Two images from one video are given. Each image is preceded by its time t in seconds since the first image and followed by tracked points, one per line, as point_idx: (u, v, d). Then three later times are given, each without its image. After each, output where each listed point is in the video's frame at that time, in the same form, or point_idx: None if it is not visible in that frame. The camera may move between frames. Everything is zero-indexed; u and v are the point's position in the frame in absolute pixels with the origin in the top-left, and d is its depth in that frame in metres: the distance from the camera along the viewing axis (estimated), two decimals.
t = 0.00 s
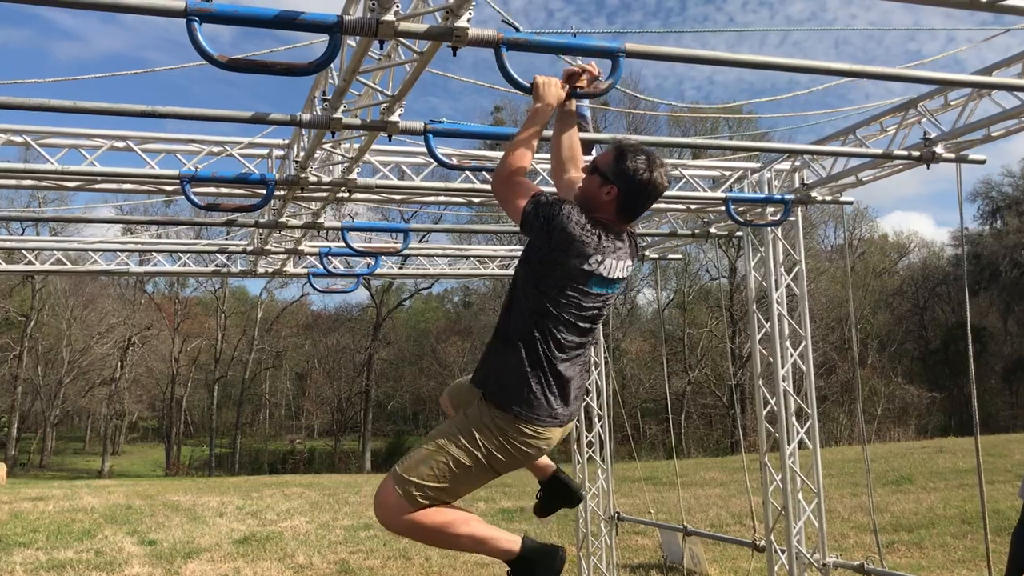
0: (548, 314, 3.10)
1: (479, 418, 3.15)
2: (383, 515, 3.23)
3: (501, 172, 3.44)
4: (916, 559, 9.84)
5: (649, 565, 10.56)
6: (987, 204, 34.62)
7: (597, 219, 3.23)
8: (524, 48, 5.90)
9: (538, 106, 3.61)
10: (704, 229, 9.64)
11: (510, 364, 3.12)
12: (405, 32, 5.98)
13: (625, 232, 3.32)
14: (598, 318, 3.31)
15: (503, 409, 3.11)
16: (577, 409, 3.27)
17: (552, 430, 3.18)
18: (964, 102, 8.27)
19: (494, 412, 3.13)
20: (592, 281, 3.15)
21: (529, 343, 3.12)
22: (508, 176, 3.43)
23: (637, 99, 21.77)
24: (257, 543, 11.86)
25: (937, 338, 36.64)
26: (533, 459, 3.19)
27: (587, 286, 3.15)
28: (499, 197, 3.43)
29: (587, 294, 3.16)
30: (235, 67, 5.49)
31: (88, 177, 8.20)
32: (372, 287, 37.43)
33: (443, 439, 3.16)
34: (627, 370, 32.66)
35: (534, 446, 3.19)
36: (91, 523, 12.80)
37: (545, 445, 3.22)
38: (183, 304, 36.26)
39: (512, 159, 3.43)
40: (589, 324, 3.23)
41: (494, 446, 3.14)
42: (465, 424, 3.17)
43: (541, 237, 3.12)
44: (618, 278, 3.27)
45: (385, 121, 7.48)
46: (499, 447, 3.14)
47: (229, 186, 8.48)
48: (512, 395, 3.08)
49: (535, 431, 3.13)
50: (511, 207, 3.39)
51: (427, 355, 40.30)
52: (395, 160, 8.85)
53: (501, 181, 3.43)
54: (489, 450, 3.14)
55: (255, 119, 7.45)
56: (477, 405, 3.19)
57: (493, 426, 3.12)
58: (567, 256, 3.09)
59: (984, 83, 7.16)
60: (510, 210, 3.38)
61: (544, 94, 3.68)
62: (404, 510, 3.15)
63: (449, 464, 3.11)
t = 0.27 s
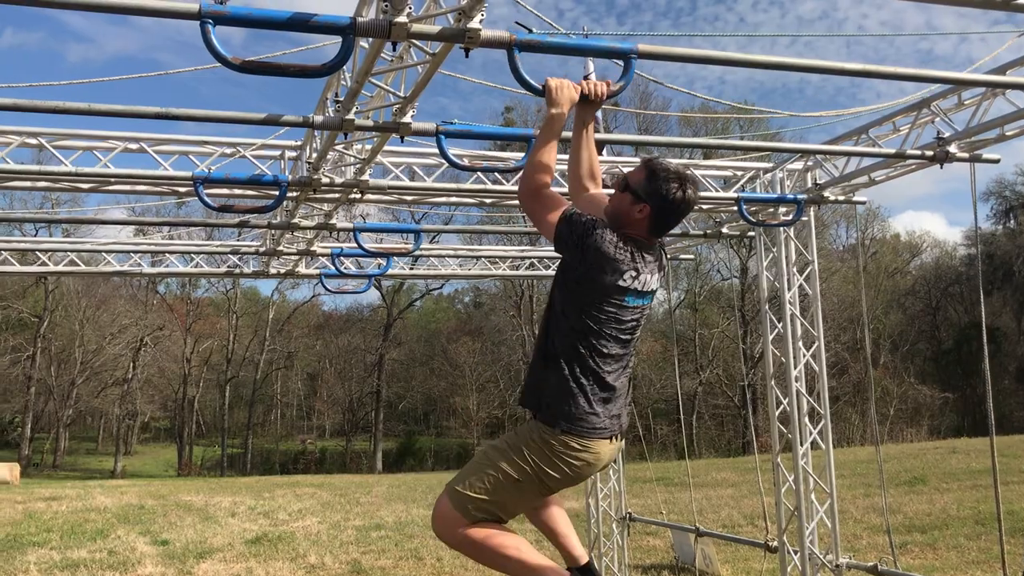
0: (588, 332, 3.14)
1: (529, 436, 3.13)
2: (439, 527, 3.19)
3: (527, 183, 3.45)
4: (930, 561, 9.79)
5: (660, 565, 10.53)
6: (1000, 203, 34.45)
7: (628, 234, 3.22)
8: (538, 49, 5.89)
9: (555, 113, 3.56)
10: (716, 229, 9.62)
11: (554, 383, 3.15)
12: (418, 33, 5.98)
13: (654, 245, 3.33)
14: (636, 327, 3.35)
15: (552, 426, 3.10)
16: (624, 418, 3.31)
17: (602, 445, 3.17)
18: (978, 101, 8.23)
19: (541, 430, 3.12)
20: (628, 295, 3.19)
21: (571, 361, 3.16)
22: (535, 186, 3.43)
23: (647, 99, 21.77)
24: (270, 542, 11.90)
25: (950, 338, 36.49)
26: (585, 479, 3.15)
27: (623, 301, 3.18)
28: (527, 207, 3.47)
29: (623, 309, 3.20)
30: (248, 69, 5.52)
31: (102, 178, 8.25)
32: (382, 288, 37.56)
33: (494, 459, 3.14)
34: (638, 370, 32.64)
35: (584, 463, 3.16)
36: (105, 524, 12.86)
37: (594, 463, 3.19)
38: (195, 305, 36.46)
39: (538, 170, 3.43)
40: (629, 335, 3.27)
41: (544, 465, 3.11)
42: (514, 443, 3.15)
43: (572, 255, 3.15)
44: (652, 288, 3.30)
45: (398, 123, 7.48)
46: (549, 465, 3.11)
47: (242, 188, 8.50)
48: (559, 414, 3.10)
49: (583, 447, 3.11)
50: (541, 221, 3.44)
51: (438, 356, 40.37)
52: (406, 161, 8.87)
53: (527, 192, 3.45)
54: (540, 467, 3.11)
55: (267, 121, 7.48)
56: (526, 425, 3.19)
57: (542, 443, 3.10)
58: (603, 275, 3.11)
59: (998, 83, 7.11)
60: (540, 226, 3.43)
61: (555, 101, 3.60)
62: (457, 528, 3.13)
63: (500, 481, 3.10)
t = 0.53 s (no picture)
0: (616, 324, 3.15)
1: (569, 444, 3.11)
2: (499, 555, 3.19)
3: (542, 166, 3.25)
4: (943, 562, 9.74)
5: (672, 566, 10.52)
6: (1013, 203, 34.27)
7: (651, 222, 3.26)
8: (551, 49, 5.89)
9: (567, 104, 3.57)
10: (728, 229, 9.61)
11: (582, 376, 3.15)
12: (431, 34, 6.00)
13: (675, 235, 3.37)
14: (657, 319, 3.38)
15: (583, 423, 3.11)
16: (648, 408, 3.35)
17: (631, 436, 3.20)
18: (992, 100, 8.20)
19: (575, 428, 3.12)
20: (651, 286, 3.20)
21: (597, 354, 3.16)
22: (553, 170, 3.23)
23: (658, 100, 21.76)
24: (282, 542, 11.94)
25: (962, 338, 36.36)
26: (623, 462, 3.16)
27: (647, 292, 3.20)
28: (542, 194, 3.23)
29: (648, 300, 3.21)
30: (262, 71, 5.55)
31: (116, 180, 8.30)
32: (393, 289, 37.63)
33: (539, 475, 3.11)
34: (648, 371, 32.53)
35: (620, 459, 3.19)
36: (118, 523, 12.92)
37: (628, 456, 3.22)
38: (206, 306, 36.61)
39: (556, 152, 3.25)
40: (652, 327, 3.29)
41: (582, 461, 3.11)
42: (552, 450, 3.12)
43: (597, 245, 3.14)
44: (673, 280, 3.32)
45: (410, 124, 7.50)
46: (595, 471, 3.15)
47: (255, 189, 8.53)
48: (591, 408, 3.10)
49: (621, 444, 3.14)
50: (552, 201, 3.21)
51: (448, 356, 40.38)
52: (418, 162, 8.90)
53: (543, 175, 3.23)
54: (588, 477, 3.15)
55: (280, 122, 7.51)
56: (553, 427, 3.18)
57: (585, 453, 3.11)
58: (628, 265, 3.12)
59: (1012, 82, 7.09)
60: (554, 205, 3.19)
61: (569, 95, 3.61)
62: (513, 552, 3.12)
63: (541, 492, 3.10)
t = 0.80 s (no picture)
0: (624, 338, 3.09)
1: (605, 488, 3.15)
2: None
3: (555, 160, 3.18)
4: (954, 563, 9.72)
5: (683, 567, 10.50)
6: None
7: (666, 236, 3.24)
8: (562, 51, 5.88)
9: (567, 93, 3.46)
10: (739, 230, 9.59)
11: (592, 390, 3.12)
12: (442, 37, 5.99)
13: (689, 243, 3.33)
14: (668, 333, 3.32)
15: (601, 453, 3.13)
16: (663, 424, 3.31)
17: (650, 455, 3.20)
18: (1005, 100, 8.17)
19: (597, 462, 3.13)
20: (661, 299, 3.14)
21: (608, 368, 3.10)
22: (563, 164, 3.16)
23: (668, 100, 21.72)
24: (292, 543, 11.96)
25: (973, 338, 36.32)
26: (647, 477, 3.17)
27: (657, 305, 3.13)
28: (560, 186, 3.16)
29: (657, 316, 3.15)
30: (275, 74, 5.56)
31: (128, 182, 8.32)
32: (402, 289, 37.69)
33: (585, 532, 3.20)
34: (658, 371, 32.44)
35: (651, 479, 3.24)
36: (130, 523, 12.98)
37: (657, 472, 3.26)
38: (216, 306, 36.70)
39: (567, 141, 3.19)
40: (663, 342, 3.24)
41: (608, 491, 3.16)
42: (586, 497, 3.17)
43: (608, 256, 3.07)
44: (685, 292, 3.26)
45: (421, 125, 7.50)
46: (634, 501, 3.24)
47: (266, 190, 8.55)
48: (602, 425, 3.09)
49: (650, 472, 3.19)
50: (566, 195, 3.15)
51: (458, 356, 40.43)
52: (429, 163, 8.90)
53: (558, 168, 3.18)
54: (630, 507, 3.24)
55: (291, 124, 7.51)
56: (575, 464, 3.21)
57: (623, 491, 3.18)
58: (639, 276, 3.06)
59: None
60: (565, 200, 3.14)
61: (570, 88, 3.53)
62: None
63: (576, 532, 3.18)
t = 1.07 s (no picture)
0: (606, 346, 3.10)
1: (598, 495, 3.05)
2: None
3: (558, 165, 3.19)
4: (966, 564, 9.68)
5: (693, 567, 10.48)
6: None
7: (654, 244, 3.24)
8: (575, 51, 5.89)
9: (578, 96, 3.51)
10: (749, 230, 9.58)
11: (579, 399, 3.13)
12: (455, 37, 6.00)
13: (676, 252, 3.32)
14: (664, 344, 3.26)
15: (592, 458, 3.07)
16: (665, 437, 3.22)
17: (645, 466, 3.10)
18: (1018, 100, 8.14)
19: (590, 468, 3.08)
20: (639, 307, 3.11)
21: (593, 378, 3.11)
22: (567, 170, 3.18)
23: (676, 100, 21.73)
24: (301, 543, 11.97)
25: (984, 338, 36.25)
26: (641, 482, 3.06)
27: (636, 313, 3.10)
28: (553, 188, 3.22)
29: (640, 325, 3.13)
30: (290, 75, 5.58)
31: (141, 183, 8.35)
32: (410, 290, 37.75)
33: (579, 537, 3.01)
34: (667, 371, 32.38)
35: (648, 496, 3.11)
36: (139, 523, 13.01)
37: (656, 490, 3.14)
38: (225, 307, 36.76)
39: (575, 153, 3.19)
40: (653, 353, 3.20)
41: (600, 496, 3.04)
42: (578, 504, 3.08)
43: (584, 268, 3.11)
44: (672, 301, 3.20)
45: (433, 125, 7.52)
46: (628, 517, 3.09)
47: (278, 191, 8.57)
48: (589, 431, 3.07)
49: (645, 486, 3.08)
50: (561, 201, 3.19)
51: (465, 357, 40.43)
52: (439, 164, 8.91)
53: (562, 172, 3.19)
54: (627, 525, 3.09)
55: (304, 125, 7.53)
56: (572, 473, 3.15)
57: (618, 501, 3.05)
58: (613, 286, 3.07)
59: None
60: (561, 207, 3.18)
61: (581, 89, 3.58)
62: None
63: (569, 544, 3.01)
